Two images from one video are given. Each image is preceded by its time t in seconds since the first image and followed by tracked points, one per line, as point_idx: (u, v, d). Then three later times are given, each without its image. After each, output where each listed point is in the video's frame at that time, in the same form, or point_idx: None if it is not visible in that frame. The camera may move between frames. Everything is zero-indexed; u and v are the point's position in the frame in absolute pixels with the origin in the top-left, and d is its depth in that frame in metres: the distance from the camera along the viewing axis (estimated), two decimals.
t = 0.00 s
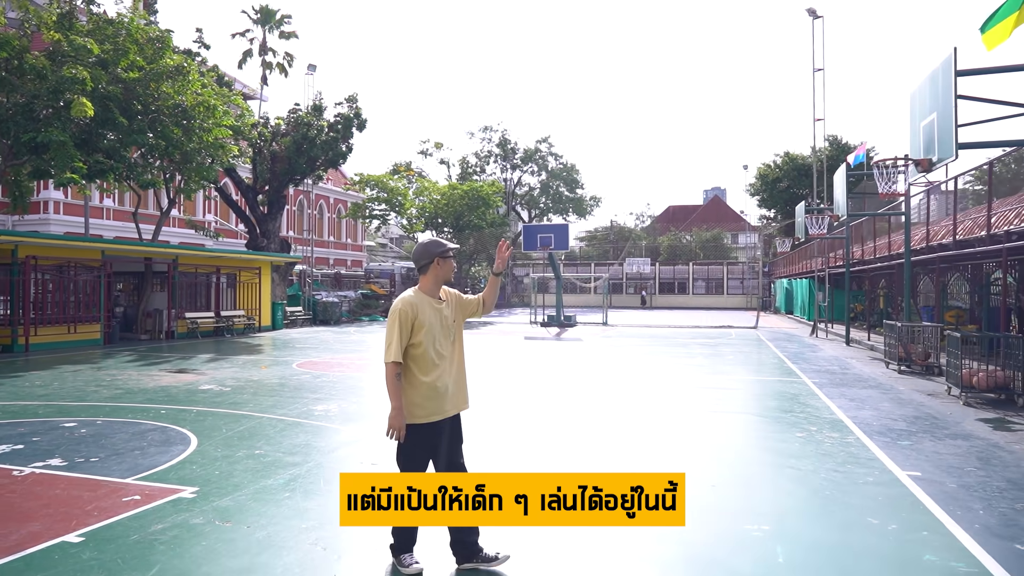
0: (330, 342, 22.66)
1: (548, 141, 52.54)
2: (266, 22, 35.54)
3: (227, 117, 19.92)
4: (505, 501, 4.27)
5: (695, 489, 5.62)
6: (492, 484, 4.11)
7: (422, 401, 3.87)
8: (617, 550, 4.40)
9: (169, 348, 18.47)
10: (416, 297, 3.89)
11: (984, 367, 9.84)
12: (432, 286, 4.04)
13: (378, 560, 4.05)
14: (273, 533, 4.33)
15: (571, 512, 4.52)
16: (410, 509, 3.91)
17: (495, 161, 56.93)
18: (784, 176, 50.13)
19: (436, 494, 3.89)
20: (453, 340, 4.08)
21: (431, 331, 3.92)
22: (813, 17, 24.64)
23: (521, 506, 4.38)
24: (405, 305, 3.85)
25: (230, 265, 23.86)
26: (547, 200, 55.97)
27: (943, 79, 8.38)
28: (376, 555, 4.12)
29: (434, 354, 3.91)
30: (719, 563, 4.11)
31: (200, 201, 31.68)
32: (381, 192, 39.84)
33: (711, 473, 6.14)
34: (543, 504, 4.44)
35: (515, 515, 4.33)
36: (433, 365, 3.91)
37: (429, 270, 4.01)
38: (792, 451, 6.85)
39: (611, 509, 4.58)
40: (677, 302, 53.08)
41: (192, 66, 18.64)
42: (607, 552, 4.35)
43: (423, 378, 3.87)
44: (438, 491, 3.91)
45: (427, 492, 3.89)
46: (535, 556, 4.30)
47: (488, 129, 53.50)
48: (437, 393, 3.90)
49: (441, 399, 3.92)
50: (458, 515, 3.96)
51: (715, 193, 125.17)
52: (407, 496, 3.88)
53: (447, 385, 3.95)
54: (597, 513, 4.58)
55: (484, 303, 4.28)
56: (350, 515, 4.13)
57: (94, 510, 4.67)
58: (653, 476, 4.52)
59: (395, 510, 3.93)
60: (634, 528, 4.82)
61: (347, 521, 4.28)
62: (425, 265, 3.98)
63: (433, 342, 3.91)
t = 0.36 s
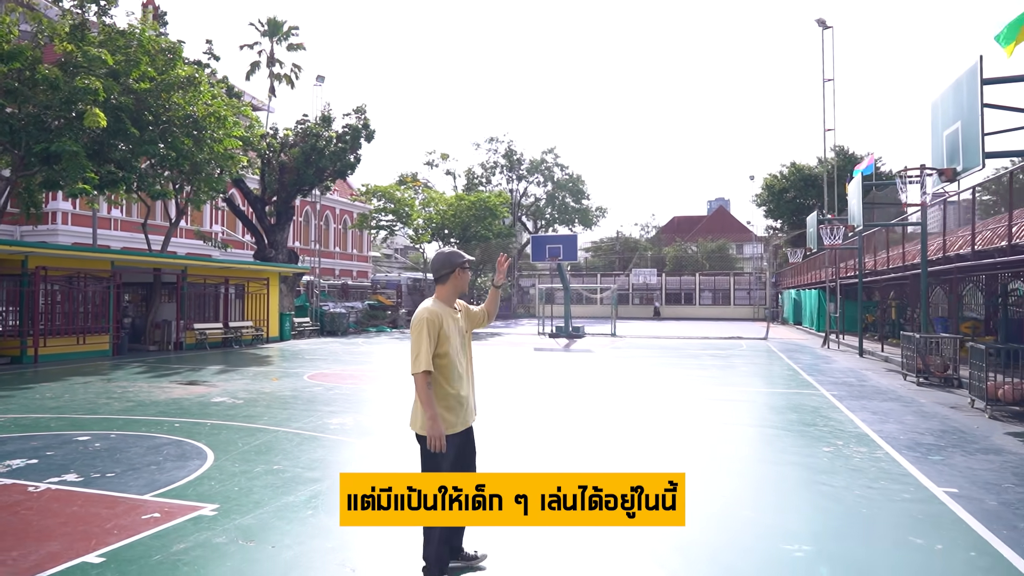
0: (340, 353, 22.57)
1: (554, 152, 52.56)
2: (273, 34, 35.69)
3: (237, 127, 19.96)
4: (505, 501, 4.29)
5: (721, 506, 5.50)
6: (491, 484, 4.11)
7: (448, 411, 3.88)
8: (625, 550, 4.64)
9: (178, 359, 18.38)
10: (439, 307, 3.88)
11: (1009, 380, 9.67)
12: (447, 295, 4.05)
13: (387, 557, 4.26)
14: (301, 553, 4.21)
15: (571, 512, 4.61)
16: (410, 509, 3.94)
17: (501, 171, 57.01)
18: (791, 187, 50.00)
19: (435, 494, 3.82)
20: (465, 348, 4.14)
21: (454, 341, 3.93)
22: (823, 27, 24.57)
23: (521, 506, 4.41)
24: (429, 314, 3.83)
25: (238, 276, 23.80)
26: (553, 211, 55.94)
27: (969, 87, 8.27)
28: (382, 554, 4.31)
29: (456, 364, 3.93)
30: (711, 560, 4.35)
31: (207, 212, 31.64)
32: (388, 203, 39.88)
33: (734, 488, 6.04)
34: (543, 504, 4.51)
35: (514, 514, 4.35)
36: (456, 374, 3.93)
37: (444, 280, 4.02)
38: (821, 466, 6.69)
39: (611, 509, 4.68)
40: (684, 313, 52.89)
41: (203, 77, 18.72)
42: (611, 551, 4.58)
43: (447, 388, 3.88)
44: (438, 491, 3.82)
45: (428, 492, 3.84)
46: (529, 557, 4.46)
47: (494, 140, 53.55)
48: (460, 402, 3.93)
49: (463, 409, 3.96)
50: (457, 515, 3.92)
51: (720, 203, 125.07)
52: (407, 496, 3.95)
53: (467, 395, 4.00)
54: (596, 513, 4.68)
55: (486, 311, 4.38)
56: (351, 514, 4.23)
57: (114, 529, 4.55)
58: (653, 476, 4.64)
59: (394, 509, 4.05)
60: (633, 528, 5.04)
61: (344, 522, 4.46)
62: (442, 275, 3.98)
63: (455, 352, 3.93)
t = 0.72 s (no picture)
0: (345, 369, 22.42)
1: (557, 167, 52.59)
2: (277, 50, 35.81)
3: (244, 142, 19.95)
4: (506, 501, 4.22)
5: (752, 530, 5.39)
6: (493, 483, 3.96)
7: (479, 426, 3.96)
8: (638, 547, 5.14)
9: (182, 375, 18.24)
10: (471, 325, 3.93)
11: None
12: (472, 316, 4.11)
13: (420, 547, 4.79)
14: None
15: (569, 511, 4.86)
16: (409, 508, 4.35)
17: (503, 187, 57.09)
18: (793, 202, 50.02)
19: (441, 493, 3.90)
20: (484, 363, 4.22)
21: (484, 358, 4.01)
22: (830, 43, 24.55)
23: (520, 506, 4.41)
24: (464, 333, 3.87)
25: (243, 292, 23.68)
26: (555, 226, 55.88)
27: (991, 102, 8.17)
28: (395, 549, 4.75)
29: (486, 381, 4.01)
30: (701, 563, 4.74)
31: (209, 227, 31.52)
32: (391, 218, 39.87)
33: (764, 511, 5.89)
34: (543, 504, 4.67)
35: (516, 514, 4.35)
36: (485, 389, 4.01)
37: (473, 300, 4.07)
38: (851, 485, 6.54)
39: (610, 508, 4.99)
40: (687, 328, 52.70)
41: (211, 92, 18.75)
42: (623, 547, 5.13)
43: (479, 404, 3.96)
44: (438, 491, 3.89)
45: (424, 492, 4.18)
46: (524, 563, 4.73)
47: (496, 156, 53.57)
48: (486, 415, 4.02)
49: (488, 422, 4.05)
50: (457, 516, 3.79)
51: (720, 219, 125.29)
52: (408, 495, 4.33)
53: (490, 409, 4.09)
54: (595, 512, 4.96)
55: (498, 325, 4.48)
56: (352, 512, 4.62)
57: (131, 553, 4.40)
58: (653, 477, 4.92)
59: (396, 508, 4.44)
60: (635, 528, 5.56)
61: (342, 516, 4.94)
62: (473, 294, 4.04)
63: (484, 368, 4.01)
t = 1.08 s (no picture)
0: (351, 376, 22.29)
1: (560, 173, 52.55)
2: (281, 57, 35.84)
3: (250, 149, 19.89)
4: (506, 501, 3.99)
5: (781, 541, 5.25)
6: (493, 483, 3.89)
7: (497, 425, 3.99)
8: (641, 546, 5.33)
9: (188, 383, 18.11)
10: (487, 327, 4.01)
11: None
12: (489, 319, 4.20)
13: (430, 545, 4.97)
14: None
15: (571, 512, 4.60)
16: (409, 509, 4.31)
17: (506, 193, 57.10)
18: (797, 209, 49.87)
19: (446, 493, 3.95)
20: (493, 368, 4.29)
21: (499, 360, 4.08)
22: (836, 49, 24.42)
23: (521, 506, 4.19)
24: (482, 333, 3.95)
25: (248, 298, 23.57)
26: (558, 233, 55.81)
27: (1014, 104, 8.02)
28: (402, 549, 4.84)
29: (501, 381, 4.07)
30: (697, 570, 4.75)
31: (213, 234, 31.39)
32: (395, 224, 39.83)
33: (792, 521, 5.75)
34: (543, 504, 4.42)
35: (515, 514, 4.05)
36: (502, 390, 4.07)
37: (487, 304, 4.16)
38: (879, 494, 6.39)
39: (612, 508, 4.73)
40: (691, 335, 52.55)
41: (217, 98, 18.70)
42: (626, 547, 5.30)
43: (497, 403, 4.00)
44: (439, 491, 4.00)
45: (428, 492, 4.16)
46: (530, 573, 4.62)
47: (499, 163, 53.56)
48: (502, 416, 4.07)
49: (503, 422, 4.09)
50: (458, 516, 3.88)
51: (722, 225, 125.13)
52: (407, 496, 4.30)
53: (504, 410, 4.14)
54: (597, 513, 4.70)
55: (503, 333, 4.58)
56: (352, 513, 4.51)
57: (145, 567, 4.25)
58: (653, 477, 4.72)
59: (395, 509, 4.35)
60: (635, 529, 5.71)
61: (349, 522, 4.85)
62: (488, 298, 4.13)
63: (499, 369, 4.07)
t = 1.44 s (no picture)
0: (356, 371, 22.15)
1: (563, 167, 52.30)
2: (284, 50, 35.59)
3: (254, 142, 19.74)
4: (505, 501, 3.89)
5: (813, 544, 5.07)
6: (493, 483, 3.84)
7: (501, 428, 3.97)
8: (642, 547, 5.16)
9: (192, 378, 17.96)
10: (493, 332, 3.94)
11: None
12: (497, 322, 4.13)
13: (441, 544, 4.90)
14: None
15: (572, 513, 4.28)
16: (410, 509, 4.15)
17: (509, 188, 56.85)
18: (802, 203, 49.59)
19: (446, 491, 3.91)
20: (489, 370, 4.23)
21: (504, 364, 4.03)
22: (846, 42, 24.19)
23: (521, 507, 3.98)
24: (493, 338, 3.87)
25: (252, 293, 23.42)
26: (561, 227, 55.59)
27: None
28: (405, 549, 4.74)
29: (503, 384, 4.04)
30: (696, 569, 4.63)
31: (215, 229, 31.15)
32: (399, 219, 39.62)
33: (822, 522, 5.60)
34: (543, 504, 4.14)
35: (516, 517, 3.92)
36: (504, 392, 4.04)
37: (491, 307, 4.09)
38: (908, 494, 6.23)
39: (612, 509, 4.37)
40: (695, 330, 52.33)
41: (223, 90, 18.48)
42: (625, 546, 5.18)
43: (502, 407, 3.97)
44: (438, 491, 3.92)
45: (428, 492, 4.03)
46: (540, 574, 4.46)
47: (503, 156, 53.33)
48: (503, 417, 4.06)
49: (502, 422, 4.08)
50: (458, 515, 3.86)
51: (724, 220, 124.61)
52: (407, 496, 4.14)
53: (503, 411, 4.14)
54: (597, 513, 4.35)
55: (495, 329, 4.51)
56: (351, 514, 4.31)
57: (161, 572, 4.11)
58: (653, 476, 4.42)
59: (395, 509, 4.19)
60: (635, 528, 5.58)
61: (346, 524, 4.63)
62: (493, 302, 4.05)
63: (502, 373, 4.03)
